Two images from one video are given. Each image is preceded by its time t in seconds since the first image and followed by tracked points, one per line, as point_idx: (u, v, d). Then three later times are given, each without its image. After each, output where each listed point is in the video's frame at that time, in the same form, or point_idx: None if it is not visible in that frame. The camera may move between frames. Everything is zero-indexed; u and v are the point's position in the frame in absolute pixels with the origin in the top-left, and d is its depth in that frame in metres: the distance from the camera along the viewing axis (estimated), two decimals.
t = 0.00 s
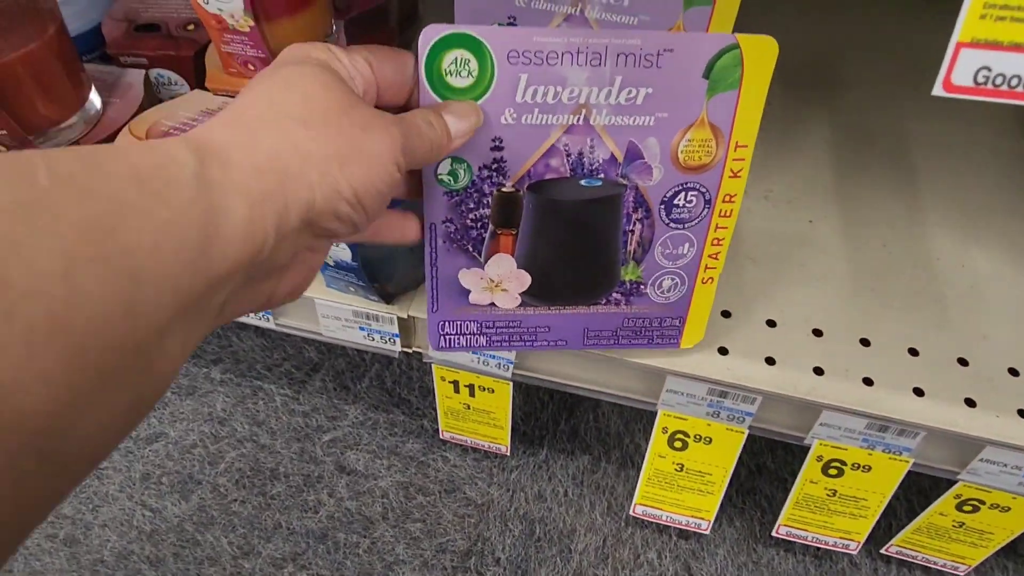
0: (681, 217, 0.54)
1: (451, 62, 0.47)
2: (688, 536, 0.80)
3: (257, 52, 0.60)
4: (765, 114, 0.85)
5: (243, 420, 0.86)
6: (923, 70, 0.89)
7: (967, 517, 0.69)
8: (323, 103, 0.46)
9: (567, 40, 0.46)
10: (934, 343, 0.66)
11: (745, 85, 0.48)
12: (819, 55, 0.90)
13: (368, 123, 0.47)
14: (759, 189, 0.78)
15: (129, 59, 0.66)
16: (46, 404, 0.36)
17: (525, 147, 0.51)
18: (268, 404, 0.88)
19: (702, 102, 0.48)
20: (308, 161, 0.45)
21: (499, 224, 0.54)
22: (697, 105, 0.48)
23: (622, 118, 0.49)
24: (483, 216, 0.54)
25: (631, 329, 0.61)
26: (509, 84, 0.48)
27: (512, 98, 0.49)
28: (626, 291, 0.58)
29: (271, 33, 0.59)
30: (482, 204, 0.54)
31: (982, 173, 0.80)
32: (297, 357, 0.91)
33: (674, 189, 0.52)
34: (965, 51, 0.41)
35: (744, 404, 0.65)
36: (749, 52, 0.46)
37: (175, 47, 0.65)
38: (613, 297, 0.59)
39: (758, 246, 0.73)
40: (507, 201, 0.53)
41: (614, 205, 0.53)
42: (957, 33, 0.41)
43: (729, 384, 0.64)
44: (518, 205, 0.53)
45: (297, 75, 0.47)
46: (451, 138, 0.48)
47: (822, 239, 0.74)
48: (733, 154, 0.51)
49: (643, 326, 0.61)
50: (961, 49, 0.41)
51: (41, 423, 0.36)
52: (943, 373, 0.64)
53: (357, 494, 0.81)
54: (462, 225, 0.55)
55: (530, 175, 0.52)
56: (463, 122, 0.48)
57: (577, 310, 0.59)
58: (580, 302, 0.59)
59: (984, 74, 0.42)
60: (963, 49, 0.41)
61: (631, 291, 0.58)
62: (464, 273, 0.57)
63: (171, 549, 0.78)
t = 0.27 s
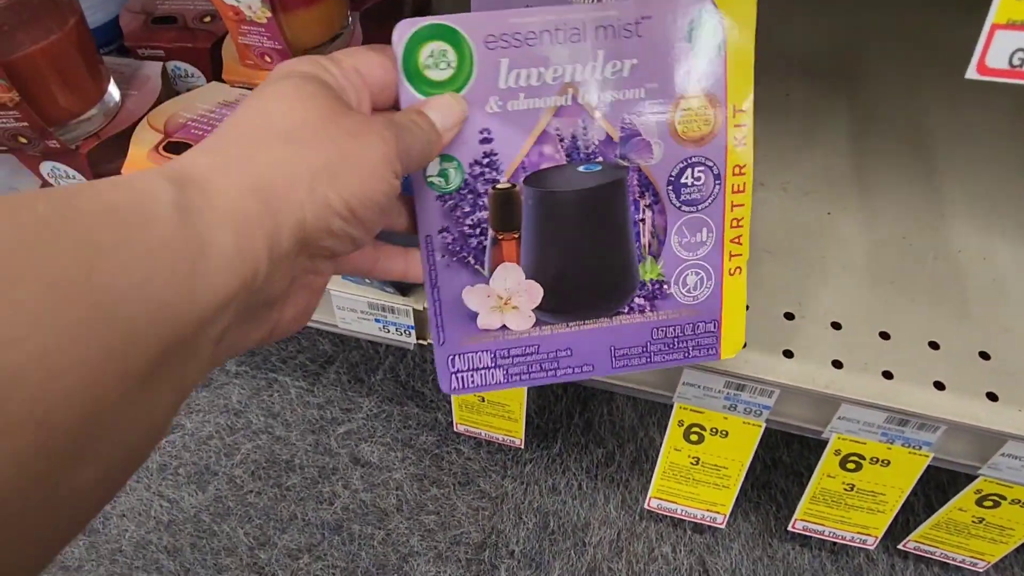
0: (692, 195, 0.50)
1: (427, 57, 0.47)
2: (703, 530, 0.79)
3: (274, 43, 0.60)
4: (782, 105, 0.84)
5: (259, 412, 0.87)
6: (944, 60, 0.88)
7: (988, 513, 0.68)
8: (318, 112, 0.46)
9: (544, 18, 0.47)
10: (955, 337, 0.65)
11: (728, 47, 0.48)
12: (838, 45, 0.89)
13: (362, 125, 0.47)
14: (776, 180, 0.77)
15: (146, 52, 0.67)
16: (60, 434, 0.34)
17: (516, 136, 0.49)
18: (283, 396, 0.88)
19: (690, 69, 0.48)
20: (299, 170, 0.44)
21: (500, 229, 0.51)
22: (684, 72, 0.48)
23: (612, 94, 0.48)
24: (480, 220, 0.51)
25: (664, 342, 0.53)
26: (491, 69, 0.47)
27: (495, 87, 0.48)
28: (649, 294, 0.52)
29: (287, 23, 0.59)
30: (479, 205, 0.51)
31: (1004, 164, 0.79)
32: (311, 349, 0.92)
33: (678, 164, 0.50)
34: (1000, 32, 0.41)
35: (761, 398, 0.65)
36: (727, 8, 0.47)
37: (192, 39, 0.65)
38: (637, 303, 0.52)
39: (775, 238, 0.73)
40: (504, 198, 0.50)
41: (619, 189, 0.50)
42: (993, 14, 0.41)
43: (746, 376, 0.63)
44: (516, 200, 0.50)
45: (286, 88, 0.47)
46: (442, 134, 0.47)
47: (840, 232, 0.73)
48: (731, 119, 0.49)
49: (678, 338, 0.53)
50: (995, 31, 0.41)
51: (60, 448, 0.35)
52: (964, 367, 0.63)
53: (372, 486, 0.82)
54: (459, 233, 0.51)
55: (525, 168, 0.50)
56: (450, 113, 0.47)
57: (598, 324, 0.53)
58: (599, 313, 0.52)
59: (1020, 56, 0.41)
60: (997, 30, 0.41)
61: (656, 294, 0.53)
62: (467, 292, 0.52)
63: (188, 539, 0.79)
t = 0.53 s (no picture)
0: (673, 178, 0.52)
1: (356, 59, 0.50)
2: (721, 516, 0.81)
3: (307, 34, 0.61)
4: (803, 96, 0.85)
5: (287, 396, 0.90)
6: (967, 52, 0.88)
7: (1007, 501, 0.69)
8: (228, 129, 0.51)
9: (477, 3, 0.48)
10: (975, 327, 0.66)
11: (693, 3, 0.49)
12: (859, 37, 0.90)
13: (292, 141, 0.52)
14: (796, 171, 0.78)
15: (183, 45, 0.69)
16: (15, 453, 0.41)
17: (462, 134, 0.52)
18: (310, 381, 0.90)
19: (654, 35, 0.49)
20: (205, 197, 0.48)
21: (456, 238, 0.54)
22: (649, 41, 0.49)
23: (561, 74, 0.50)
24: (436, 230, 0.54)
25: (662, 344, 0.56)
26: (424, 60, 0.50)
27: (433, 80, 0.50)
28: (639, 292, 0.55)
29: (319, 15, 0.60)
30: (433, 214, 0.54)
31: None
32: (337, 336, 0.94)
33: (656, 145, 0.52)
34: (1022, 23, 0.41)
35: (781, 384, 0.66)
36: None
37: (227, 31, 0.68)
38: (625, 304, 0.55)
39: (795, 228, 0.74)
40: (457, 202, 0.53)
41: (586, 177, 0.52)
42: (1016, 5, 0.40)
43: (767, 363, 0.64)
44: (468, 204, 0.53)
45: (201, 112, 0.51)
46: (378, 137, 0.50)
47: (861, 222, 0.74)
48: (705, 83, 0.50)
49: (676, 337, 0.55)
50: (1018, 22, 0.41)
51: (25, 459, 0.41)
52: (984, 356, 0.64)
53: (397, 469, 0.84)
54: (415, 245, 0.55)
55: (476, 166, 0.52)
56: (387, 109, 0.50)
57: (584, 333, 0.56)
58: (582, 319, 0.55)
59: None
60: (1019, 22, 0.41)
61: (646, 292, 0.55)
62: (433, 306, 0.56)
63: (220, 519, 0.82)
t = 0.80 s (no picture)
0: (601, 201, 0.51)
1: (244, 93, 0.47)
2: (746, 494, 0.83)
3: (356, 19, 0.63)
4: (837, 82, 0.85)
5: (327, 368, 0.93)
6: (1005, 41, 0.88)
7: None
8: (58, 209, 0.49)
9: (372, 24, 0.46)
10: (1003, 314, 0.67)
11: (602, 10, 0.47)
12: (895, 25, 0.90)
13: (143, 209, 0.49)
14: (828, 158, 0.79)
15: (235, 29, 0.71)
16: None
17: (371, 167, 0.49)
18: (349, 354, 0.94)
19: (566, 50, 0.48)
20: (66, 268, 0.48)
21: (376, 281, 0.51)
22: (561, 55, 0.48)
23: (471, 96, 0.48)
24: (351, 273, 0.51)
25: (608, 377, 0.54)
26: (318, 89, 0.47)
27: (333, 112, 0.47)
28: (578, 323, 0.53)
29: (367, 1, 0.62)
30: (343, 257, 0.51)
31: None
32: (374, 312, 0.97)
33: (579, 167, 0.50)
34: None
35: (808, 364, 0.67)
36: None
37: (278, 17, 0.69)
38: (564, 337, 0.53)
39: (826, 212, 0.75)
40: (371, 241, 0.50)
41: (511, 206, 0.50)
42: None
43: (794, 344, 0.66)
44: (385, 242, 0.50)
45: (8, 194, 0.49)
46: (271, 180, 0.46)
47: (892, 208, 0.75)
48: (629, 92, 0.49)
49: (621, 371, 0.54)
50: None
51: None
52: (1010, 342, 0.65)
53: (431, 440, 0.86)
54: (328, 293, 0.51)
55: (388, 203, 0.50)
56: (282, 148, 0.47)
57: (525, 372, 0.54)
58: (519, 359, 0.54)
59: None
60: None
61: (585, 323, 0.53)
62: (355, 356, 0.53)
63: (263, 482, 0.87)
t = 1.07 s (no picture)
0: (564, 235, 0.56)
1: (221, 144, 0.53)
2: (766, 464, 0.91)
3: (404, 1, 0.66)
4: (866, 66, 0.88)
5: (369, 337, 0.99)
6: None
7: None
8: (45, 269, 0.54)
9: (343, 79, 0.52)
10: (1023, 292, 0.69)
11: (558, 60, 0.53)
12: (925, 11, 0.92)
13: (122, 262, 0.55)
14: (856, 140, 0.81)
15: (288, 12, 0.74)
16: None
17: (345, 210, 0.54)
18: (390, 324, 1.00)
19: (527, 98, 0.54)
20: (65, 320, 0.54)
21: (352, 316, 0.56)
22: (524, 102, 0.54)
23: (437, 142, 0.54)
24: (328, 309, 0.56)
25: (576, 400, 0.60)
26: (293, 138, 0.52)
27: (307, 160, 0.53)
28: (546, 350, 0.58)
29: None
30: (323, 294, 0.56)
31: None
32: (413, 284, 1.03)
33: (542, 205, 0.56)
34: None
35: (831, 337, 0.70)
36: (547, 25, 0.52)
37: None
38: (533, 363, 0.59)
39: (852, 192, 0.77)
40: (348, 279, 0.55)
41: (478, 242, 0.55)
42: None
43: (819, 317, 0.69)
44: (360, 280, 0.55)
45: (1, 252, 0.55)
46: (246, 224, 0.52)
47: (916, 189, 0.77)
48: (585, 136, 0.54)
49: (589, 394, 0.59)
50: None
51: None
52: None
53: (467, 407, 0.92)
54: (306, 328, 0.57)
55: (362, 243, 0.55)
56: (258, 194, 0.52)
57: (497, 397, 0.59)
58: (492, 386, 0.59)
59: None
60: None
61: (553, 349, 0.59)
62: (335, 388, 0.58)
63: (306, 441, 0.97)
